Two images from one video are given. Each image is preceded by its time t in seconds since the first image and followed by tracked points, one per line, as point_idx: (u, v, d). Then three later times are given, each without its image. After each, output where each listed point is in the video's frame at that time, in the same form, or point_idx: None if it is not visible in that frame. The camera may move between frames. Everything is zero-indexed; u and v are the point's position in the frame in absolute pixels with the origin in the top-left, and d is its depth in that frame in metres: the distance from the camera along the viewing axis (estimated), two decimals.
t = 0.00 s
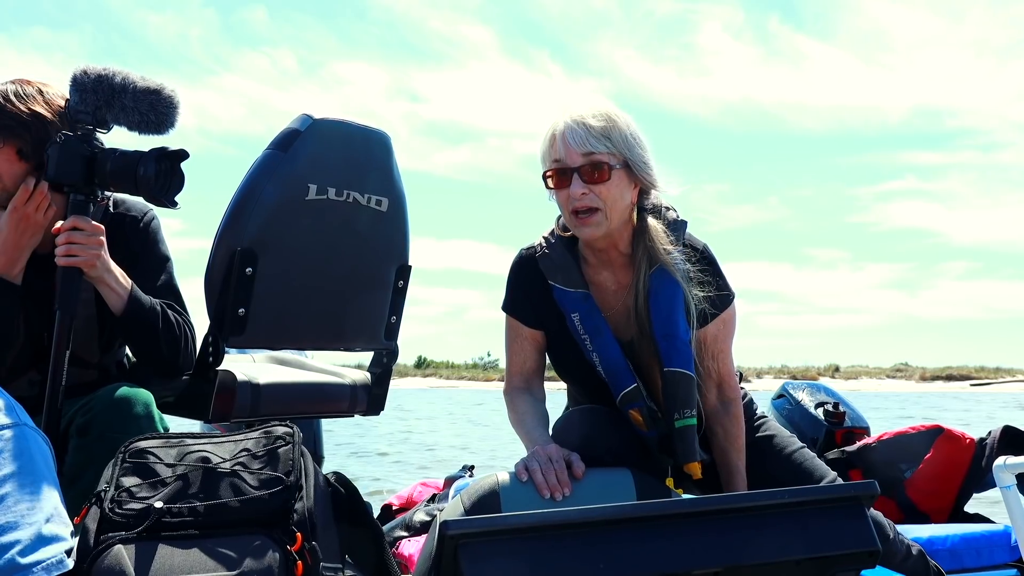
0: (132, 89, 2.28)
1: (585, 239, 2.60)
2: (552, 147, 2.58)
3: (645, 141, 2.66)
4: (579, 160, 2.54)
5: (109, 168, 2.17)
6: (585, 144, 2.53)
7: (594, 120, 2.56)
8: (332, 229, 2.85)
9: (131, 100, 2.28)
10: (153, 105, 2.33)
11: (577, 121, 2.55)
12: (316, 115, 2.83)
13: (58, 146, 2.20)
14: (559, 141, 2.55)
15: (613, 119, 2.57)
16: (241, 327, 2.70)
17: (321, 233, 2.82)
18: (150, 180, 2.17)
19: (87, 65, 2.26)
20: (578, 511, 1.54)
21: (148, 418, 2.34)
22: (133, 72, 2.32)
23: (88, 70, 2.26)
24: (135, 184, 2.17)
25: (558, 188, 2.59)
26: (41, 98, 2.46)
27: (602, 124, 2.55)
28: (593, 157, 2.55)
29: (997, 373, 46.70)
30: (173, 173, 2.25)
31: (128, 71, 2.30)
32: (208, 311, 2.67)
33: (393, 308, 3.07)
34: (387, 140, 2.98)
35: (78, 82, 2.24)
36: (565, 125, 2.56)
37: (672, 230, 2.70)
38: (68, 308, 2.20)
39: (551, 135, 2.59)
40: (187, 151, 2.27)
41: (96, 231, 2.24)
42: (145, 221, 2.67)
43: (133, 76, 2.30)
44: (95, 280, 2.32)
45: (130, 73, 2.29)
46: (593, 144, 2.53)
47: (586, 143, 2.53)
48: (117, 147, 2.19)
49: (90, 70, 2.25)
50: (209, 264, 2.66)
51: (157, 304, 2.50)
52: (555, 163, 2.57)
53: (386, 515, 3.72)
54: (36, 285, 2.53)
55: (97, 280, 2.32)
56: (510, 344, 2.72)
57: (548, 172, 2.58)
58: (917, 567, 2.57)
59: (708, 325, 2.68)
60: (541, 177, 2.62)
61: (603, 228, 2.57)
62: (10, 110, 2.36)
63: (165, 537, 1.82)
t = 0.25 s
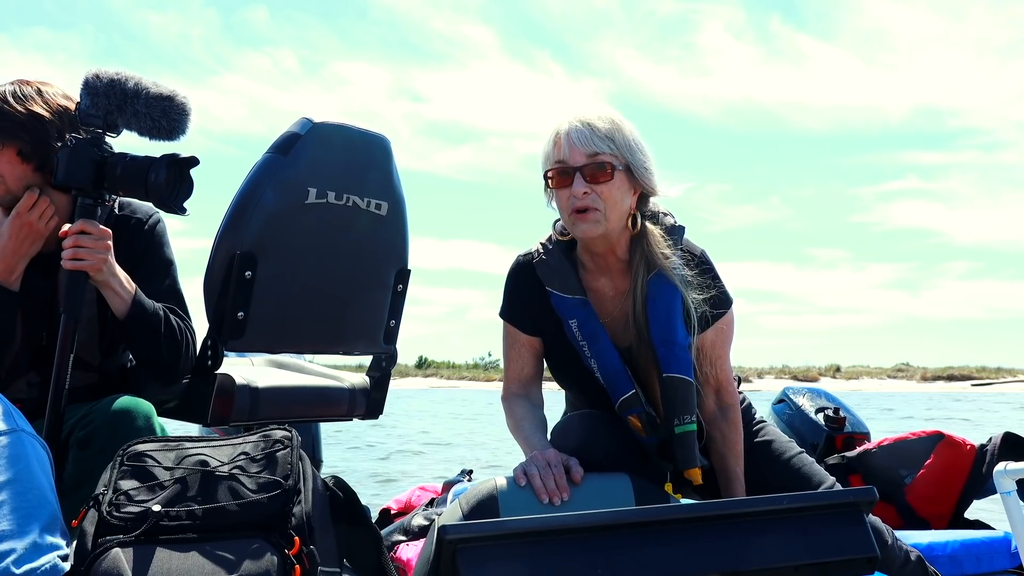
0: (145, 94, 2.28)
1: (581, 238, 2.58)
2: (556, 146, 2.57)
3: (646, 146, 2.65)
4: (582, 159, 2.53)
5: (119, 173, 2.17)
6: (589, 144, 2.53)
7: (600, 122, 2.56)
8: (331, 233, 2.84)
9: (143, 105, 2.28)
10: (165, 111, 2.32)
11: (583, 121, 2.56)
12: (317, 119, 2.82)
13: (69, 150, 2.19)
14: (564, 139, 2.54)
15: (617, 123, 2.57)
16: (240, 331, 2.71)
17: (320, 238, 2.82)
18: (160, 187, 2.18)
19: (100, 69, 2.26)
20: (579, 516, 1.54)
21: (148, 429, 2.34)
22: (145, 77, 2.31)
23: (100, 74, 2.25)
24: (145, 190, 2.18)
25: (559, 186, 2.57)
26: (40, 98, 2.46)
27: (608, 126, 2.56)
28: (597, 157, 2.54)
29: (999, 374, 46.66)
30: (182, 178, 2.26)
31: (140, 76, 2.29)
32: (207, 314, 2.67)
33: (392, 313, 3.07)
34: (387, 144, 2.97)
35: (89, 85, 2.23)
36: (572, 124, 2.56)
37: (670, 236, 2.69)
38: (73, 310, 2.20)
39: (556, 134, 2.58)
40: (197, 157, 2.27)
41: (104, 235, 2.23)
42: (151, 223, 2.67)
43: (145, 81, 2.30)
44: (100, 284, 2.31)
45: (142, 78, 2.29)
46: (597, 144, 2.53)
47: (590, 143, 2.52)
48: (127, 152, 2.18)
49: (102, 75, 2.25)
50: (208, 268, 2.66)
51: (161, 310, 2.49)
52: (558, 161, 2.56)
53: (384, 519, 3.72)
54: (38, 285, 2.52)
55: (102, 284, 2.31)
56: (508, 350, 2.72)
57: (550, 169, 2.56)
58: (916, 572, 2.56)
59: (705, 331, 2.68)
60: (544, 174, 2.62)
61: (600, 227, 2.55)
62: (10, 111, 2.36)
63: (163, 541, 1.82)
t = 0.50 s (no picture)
0: (148, 98, 2.28)
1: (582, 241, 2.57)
2: (556, 149, 2.58)
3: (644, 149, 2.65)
4: (582, 161, 2.53)
5: (122, 177, 2.17)
6: (590, 146, 2.53)
7: (600, 126, 2.57)
8: (331, 236, 2.85)
9: (147, 109, 2.28)
10: (168, 115, 2.32)
11: (583, 125, 2.57)
12: (316, 122, 2.83)
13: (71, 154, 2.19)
14: (565, 142, 2.55)
15: (618, 127, 2.58)
16: (239, 334, 2.70)
17: (319, 241, 2.82)
18: (163, 191, 2.18)
19: (104, 72, 2.26)
20: (579, 519, 1.54)
21: (141, 439, 2.33)
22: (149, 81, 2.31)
23: (104, 78, 2.25)
24: (148, 195, 2.18)
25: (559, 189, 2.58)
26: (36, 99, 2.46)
27: (607, 129, 2.56)
28: (597, 160, 2.55)
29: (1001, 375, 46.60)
30: (185, 183, 2.26)
31: (144, 80, 2.29)
32: (206, 317, 2.67)
33: (390, 317, 3.06)
34: (387, 148, 2.98)
35: (93, 89, 2.23)
36: (572, 128, 2.57)
37: (668, 240, 2.69)
38: (74, 312, 2.20)
39: (556, 137, 2.59)
40: (200, 162, 2.27)
41: (106, 238, 2.23)
42: (153, 227, 2.66)
43: (149, 85, 2.30)
44: (102, 288, 2.31)
45: (146, 82, 2.29)
46: (597, 146, 2.53)
47: (590, 146, 2.53)
48: (130, 156, 2.18)
49: (105, 78, 2.25)
50: (207, 271, 2.66)
51: (161, 314, 2.49)
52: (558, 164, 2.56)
53: (383, 523, 3.72)
54: (38, 284, 2.51)
55: (103, 287, 2.31)
56: (508, 354, 2.72)
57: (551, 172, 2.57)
58: None
59: (705, 334, 2.67)
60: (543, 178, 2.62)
61: (601, 230, 2.54)
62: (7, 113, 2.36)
63: (162, 544, 1.82)
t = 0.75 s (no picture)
0: (150, 101, 2.28)
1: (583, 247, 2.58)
2: (552, 156, 2.57)
3: (643, 151, 2.65)
4: (579, 168, 2.53)
5: (123, 179, 2.17)
6: (586, 153, 2.53)
7: (594, 130, 2.56)
8: (330, 237, 2.85)
9: (148, 112, 2.27)
10: (170, 118, 2.32)
11: (577, 129, 2.56)
12: (315, 124, 2.83)
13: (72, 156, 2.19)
14: (560, 149, 2.54)
15: (612, 130, 2.57)
16: (239, 336, 2.70)
17: (319, 242, 2.82)
18: (164, 194, 2.18)
19: (105, 75, 2.25)
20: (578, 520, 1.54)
21: (138, 438, 2.33)
22: (151, 84, 2.31)
23: (105, 80, 2.25)
24: (149, 197, 2.18)
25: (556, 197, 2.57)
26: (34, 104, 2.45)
27: (602, 133, 2.56)
28: (593, 166, 2.54)
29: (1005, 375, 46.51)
30: (185, 187, 2.25)
31: (146, 82, 2.29)
32: (206, 318, 2.68)
33: (389, 318, 3.06)
34: (386, 149, 2.98)
35: (94, 91, 2.23)
36: (566, 134, 2.56)
37: (666, 240, 2.69)
38: (75, 314, 2.20)
39: (551, 145, 2.58)
40: (200, 165, 2.27)
41: (107, 241, 2.23)
42: (152, 228, 2.67)
43: (151, 88, 2.30)
44: (102, 290, 2.31)
45: (148, 85, 2.29)
46: (593, 153, 2.53)
47: (587, 152, 2.53)
48: (131, 158, 2.19)
49: (107, 80, 2.24)
50: (207, 273, 2.66)
51: (161, 316, 2.50)
52: (555, 172, 2.56)
53: (383, 524, 3.72)
54: (38, 287, 2.52)
55: (104, 289, 2.31)
56: (508, 355, 2.72)
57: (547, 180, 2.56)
58: None
59: (704, 334, 2.68)
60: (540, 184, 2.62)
61: (602, 236, 2.55)
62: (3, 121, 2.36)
63: (161, 546, 1.82)
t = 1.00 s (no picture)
0: (148, 101, 2.28)
1: (580, 242, 2.58)
2: (551, 151, 2.57)
3: (642, 148, 2.65)
4: (577, 163, 2.52)
5: (122, 179, 2.17)
6: (584, 148, 2.53)
7: (594, 126, 2.56)
8: (330, 234, 2.85)
9: (147, 112, 2.28)
10: (168, 117, 2.33)
11: (577, 125, 2.55)
12: (314, 123, 2.83)
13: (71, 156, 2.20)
14: (559, 144, 2.54)
15: (612, 126, 2.57)
16: (238, 334, 2.71)
17: (318, 239, 2.83)
18: (163, 193, 2.18)
19: (104, 75, 2.27)
20: (578, 517, 1.54)
21: (141, 437, 2.34)
22: (150, 83, 2.32)
23: (103, 80, 2.26)
24: (148, 197, 2.19)
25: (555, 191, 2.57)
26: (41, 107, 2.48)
27: (602, 129, 2.55)
28: (592, 162, 2.54)
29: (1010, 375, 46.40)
30: (184, 185, 2.26)
31: (144, 82, 2.30)
32: (206, 316, 2.68)
33: (389, 316, 3.07)
34: (385, 147, 2.98)
35: (92, 91, 2.24)
36: (566, 129, 2.56)
37: (667, 237, 2.68)
38: (75, 314, 2.20)
39: (551, 140, 2.58)
40: (199, 165, 2.28)
41: (105, 240, 2.23)
42: (151, 228, 2.68)
43: (150, 88, 2.31)
44: (102, 290, 2.31)
45: (147, 84, 2.30)
46: (592, 148, 2.53)
47: (585, 147, 2.52)
48: (130, 158, 2.19)
49: (105, 80, 2.25)
50: (206, 271, 2.67)
51: (161, 315, 2.50)
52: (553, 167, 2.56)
53: (385, 522, 3.72)
54: (38, 290, 2.52)
55: (103, 289, 2.31)
56: (509, 353, 2.72)
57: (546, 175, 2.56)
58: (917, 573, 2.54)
59: (704, 331, 2.67)
60: (539, 180, 2.61)
61: (599, 231, 2.55)
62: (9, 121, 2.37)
63: (162, 545, 1.82)
